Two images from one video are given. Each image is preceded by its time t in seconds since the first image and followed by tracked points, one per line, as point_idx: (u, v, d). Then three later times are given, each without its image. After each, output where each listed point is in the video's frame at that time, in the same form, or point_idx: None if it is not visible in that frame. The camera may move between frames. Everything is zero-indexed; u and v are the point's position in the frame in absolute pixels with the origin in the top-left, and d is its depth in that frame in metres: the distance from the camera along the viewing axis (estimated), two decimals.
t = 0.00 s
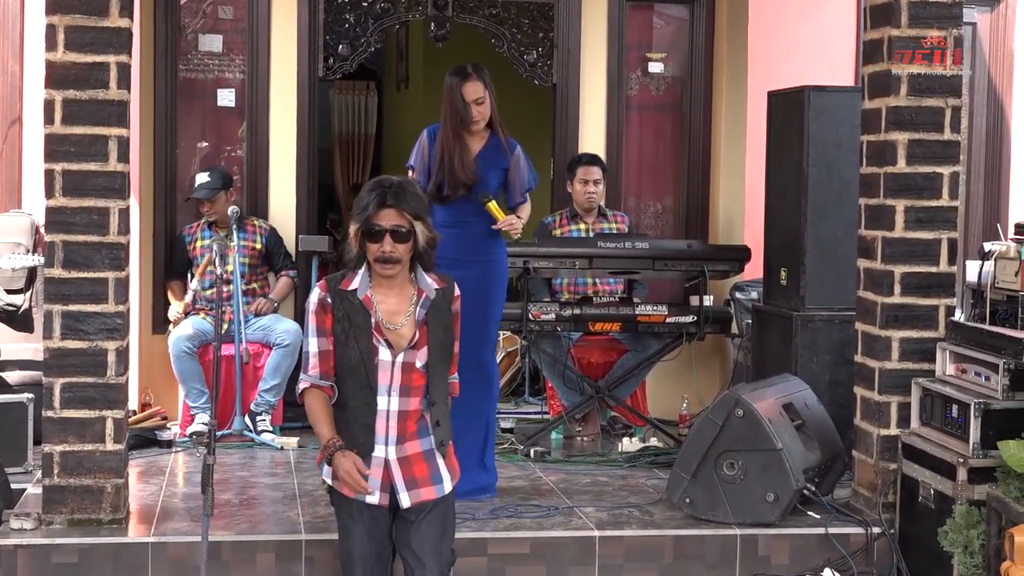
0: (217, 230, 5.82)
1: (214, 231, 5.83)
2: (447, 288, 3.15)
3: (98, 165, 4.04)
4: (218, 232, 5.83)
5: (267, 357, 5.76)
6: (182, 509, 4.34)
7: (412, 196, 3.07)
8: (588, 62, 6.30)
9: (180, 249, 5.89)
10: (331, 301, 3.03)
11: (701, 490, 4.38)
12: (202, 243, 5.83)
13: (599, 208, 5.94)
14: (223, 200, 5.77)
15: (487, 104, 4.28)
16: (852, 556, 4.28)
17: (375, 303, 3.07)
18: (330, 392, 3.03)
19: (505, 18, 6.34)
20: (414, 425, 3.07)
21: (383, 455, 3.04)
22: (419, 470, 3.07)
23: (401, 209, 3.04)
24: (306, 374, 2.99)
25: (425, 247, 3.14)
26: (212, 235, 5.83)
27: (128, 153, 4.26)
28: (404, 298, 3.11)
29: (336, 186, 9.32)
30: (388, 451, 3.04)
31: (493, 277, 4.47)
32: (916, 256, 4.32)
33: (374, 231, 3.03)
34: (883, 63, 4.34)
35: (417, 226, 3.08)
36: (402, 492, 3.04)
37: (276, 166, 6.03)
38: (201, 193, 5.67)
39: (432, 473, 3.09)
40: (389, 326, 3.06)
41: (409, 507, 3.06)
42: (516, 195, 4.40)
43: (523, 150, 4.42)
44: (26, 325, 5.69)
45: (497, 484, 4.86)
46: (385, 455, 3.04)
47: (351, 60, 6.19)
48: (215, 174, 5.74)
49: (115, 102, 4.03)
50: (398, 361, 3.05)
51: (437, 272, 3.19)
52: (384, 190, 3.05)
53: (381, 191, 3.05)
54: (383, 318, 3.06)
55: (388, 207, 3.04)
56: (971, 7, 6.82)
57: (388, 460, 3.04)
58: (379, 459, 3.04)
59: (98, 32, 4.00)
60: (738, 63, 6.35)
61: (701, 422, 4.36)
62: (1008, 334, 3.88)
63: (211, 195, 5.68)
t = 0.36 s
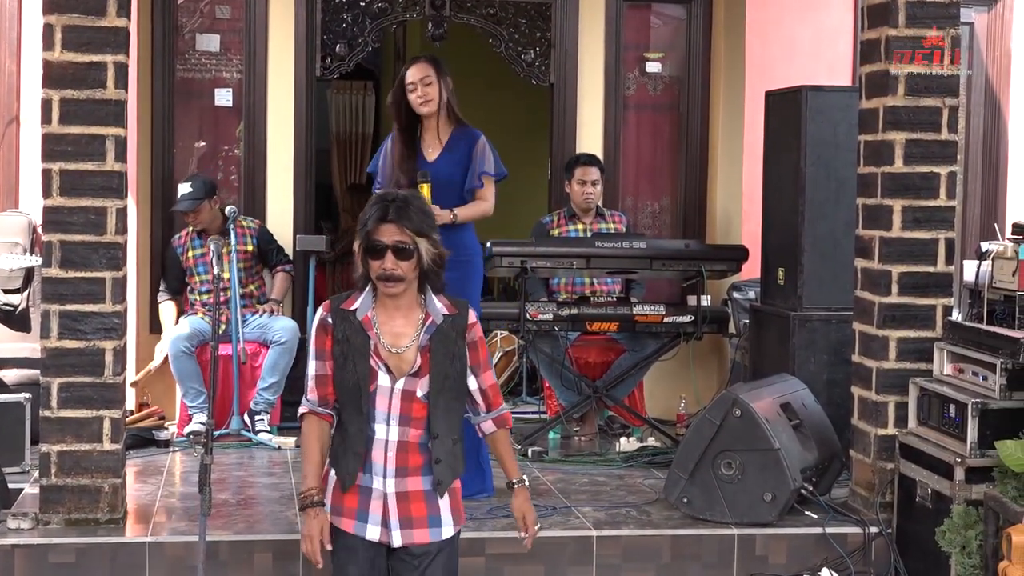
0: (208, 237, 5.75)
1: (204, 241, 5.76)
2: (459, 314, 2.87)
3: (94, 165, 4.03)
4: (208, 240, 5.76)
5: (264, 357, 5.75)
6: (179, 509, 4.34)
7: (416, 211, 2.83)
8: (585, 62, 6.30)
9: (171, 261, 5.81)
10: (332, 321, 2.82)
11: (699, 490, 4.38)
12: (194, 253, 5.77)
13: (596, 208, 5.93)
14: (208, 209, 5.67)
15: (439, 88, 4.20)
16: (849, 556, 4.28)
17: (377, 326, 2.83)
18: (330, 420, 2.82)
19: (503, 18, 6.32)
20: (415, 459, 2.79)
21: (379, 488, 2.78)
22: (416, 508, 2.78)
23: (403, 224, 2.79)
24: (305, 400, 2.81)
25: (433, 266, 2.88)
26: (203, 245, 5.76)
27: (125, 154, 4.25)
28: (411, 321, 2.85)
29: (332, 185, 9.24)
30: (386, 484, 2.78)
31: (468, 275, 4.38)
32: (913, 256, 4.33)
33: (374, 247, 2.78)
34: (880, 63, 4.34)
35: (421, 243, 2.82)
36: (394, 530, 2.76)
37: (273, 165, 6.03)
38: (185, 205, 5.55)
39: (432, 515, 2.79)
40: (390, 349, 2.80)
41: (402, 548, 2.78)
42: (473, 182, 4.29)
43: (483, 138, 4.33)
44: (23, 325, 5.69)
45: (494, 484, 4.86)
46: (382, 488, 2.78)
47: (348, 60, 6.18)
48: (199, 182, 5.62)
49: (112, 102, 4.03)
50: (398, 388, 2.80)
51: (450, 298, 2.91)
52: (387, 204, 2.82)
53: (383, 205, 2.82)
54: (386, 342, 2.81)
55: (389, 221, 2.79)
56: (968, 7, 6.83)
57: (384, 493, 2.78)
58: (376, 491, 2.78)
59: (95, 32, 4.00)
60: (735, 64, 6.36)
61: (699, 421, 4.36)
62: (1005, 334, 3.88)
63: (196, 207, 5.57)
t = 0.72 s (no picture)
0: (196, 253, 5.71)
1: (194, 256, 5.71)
2: (454, 324, 2.63)
3: (94, 165, 4.03)
4: (197, 255, 5.72)
5: (263, 356, 5.75)
6: (179, 509, 4.33)
7: (406, 212, 2.62)
8: (585, 62, 6.30)
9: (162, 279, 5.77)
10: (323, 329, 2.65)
11: (699, 490, 4.38)
12: (185, 269, 5.73)
13: (596, 208, 5.93)
14: (189, 225, 5.60)
15: (438, 79, 4.17)
16: (849, 556, 4.28)
17: (367, 338, 2.63)
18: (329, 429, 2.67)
19: (502, 18, 6.30)
20: (405, 480, 2.57)
21: (368, 509, 2.58)
22: (404, 533, 2.56)
23: (387, 226, 2.59)
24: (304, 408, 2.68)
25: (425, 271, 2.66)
26: (192, 260, 5.72)
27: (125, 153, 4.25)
28: (402, 332, 2.64)
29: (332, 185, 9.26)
30: (374, 506, 2.57)
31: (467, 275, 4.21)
32: (913, 255, 4.33)
33: (358, 252, 2.60)
34: (880, 62, 4.34)
35: (407, 245, 2.61)
36: (380, 555, 2.55)
37: (273, 165, 6.03)
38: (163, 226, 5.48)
39: (421, 541, 2.57)
40: (381, 363, 2.60)
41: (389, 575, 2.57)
42: (469, 178, 4.21)
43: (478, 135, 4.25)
44: (23, 325, 5.69)
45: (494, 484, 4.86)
46: (370, 509, 2.57)
47: (348, 60, 6.18)
48: (175, 201, 5.52)
49: (112, 101, 4.03)
50: (386, 404, 2.59)
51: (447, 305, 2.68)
52: (374, 204, 2.62)
53: (370, 206, 2.62)
54: (375, 355, 2.61)
55: (373, 222, 2.60)
56: (968, 7, 6.84)
57: (373, 515, 2.57)
58: (364, 512, 2.58)
59: (95, 31, 4.00)
60: (735, 64, 6.35)
61: (699, 421, 4.37)
62: (1005, 334, 3.88)
63: (176, 227, 5.50)
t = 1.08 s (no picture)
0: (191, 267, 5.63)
1: (189, 270, 5.65)
2: (404, 326, 2.42)
3: (95, 165, 4.03)
4: (192, 269, 5.65)
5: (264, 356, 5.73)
6: (180, 509, 4.33)
7: (351, 208, 2.43)
8: (586, 62, 6.30)
9: (159, 294, 5.70)
10: (269, 334, 2.46)
11: (699, 490, 4.38)
12: (181, 283, 5.68)
13: (597, 208, 5.93)
14: (181, 241, 5.51)
15: (461, 83, 4.30)
16: (849, 556, 4.28)
17: (313, 341, 2.45)
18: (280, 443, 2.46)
19: (503, 18, 6.30)
20: (353, 496, 2.37)
21: (314, 527, 2.38)
22: (352, 552, 2.36)
23: (329, 222, 2.40)
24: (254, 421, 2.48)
25: (373, 269, 2.46)
26: (188, 274, 5.66)
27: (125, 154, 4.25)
28: (347, 334, 2.44)
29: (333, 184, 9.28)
30: (319, 523, 2.37)
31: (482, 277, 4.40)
32: (913, 255, 4.33)
33: (299, 250, 2.41)
34: (880, 62, 4.34)
35: (351, 242, 2.42)
36: None
37: (274, 165, 6.03)
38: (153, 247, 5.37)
39: (370, 561, 2.36)
40: (326, 369, 2.41)
41: None
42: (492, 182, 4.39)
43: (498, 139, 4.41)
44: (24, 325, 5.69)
45: (495, 484, 4.86)
46: (317, 527, 2.38)
47: (348, 60, 6.18)
48: (164, 219, 5.39)
49: (112, 101, 4.03)
50: (332, 413, 2.39)
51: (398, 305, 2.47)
52: (316, 199, 2.43)
53: (311, 201, 2.43)
54: (320, 360, 2.42)
55: (313, 218, 2.40)
56: (968, 7, 6.83)
57: (320, 533, 2.37)
58: (312, 530, 2.38)
59: (95, 31, 4.00)
60: (735, 63, 6.35)
61: (699, 421, 4.37)
62: (1006, 334, 3.87)
63: (168, 246, 5.40)
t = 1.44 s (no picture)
0: (191, 273, 5.58)
1: (190, 276, 5.62)
2: (375, 332, 2.31)
3: (95, 164, 4.03)
4: (192, 275, 5.60)
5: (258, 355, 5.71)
6: (181, 509, 4.33)
7: (318, 210, 2.30)
8: (587, 62, 6.29)
9: (159, 300, 5.69)
10: (229, 338, 2.33)
11: (699, 490, 4.37)
12: (182, 288, 5.65)
13: (600, 208, 5.92)
14: (181, 248, 5.47)
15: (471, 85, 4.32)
16: (849, 556, 4.28)
17: (275, 347, 2.32)
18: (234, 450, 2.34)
19: (503, 18, 6.32)
20: (314, 510, 2.25)
21: (271, 543, 2.25)
22: (310, 569, 2.24)
23: (296, 226, 2.27)
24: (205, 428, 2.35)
25: (342, 274, 2.34)
26: (189, 280, 5.63)
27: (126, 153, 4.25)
28: (312, 342, 2.32)
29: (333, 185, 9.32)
30: (278, 540, 2.25)
31: (488, 278, 4.45)
32: (914, 255, 4.33)
33: (264, 256, 2.28)
34: (881, 62, 4.33)
35: (319, 248, 2.29)
36: None
37: (275, 165, 6.03)
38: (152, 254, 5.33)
39: None
40: (292, 378, 2.28)
41: None
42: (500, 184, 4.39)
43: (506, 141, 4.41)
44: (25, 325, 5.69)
45: (496, 484, 4.86)
46: (274, 543, 2.25)
47: (348, 60, 6.20)
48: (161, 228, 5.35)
49: (113, 101, 4.03)
50: (296, 424, 2.27)
51: (368, 310, 2.35)
52: (281, 200, 2.29)
53: (277, 203, 2.29)
54: (285, 369, 2.29)
55: (279, 222, 2.27)
56: (969, 7, 6.84)
57: (278, 549, 2.25)
58: (269, 546, 2.26)
59: (96, 31, 4.00)
60: (736, 63, 6.35)
61: (699, 420, 4.37)
62: (1006, 334, 3.87)
63: (168, 255, 5.37)
